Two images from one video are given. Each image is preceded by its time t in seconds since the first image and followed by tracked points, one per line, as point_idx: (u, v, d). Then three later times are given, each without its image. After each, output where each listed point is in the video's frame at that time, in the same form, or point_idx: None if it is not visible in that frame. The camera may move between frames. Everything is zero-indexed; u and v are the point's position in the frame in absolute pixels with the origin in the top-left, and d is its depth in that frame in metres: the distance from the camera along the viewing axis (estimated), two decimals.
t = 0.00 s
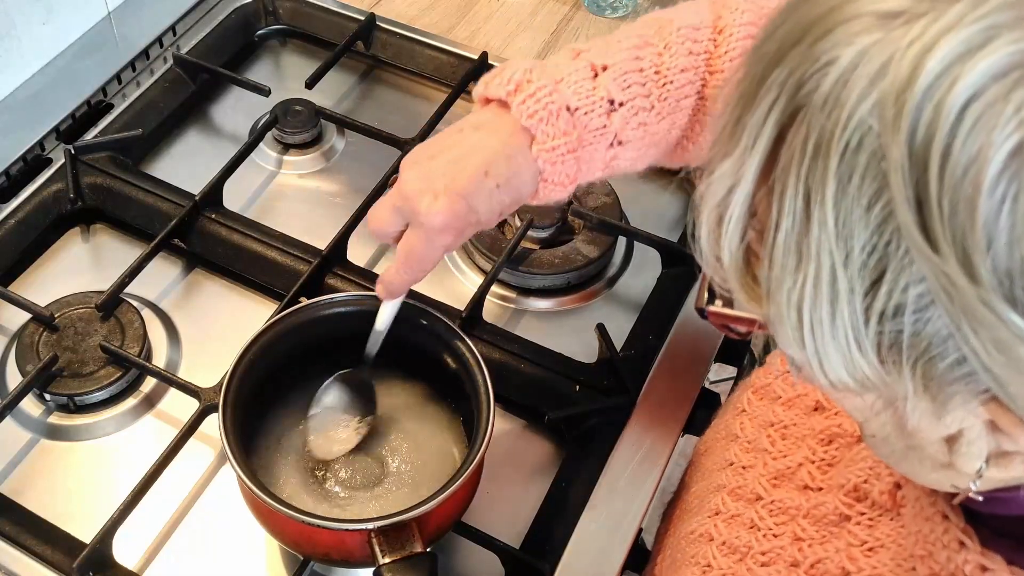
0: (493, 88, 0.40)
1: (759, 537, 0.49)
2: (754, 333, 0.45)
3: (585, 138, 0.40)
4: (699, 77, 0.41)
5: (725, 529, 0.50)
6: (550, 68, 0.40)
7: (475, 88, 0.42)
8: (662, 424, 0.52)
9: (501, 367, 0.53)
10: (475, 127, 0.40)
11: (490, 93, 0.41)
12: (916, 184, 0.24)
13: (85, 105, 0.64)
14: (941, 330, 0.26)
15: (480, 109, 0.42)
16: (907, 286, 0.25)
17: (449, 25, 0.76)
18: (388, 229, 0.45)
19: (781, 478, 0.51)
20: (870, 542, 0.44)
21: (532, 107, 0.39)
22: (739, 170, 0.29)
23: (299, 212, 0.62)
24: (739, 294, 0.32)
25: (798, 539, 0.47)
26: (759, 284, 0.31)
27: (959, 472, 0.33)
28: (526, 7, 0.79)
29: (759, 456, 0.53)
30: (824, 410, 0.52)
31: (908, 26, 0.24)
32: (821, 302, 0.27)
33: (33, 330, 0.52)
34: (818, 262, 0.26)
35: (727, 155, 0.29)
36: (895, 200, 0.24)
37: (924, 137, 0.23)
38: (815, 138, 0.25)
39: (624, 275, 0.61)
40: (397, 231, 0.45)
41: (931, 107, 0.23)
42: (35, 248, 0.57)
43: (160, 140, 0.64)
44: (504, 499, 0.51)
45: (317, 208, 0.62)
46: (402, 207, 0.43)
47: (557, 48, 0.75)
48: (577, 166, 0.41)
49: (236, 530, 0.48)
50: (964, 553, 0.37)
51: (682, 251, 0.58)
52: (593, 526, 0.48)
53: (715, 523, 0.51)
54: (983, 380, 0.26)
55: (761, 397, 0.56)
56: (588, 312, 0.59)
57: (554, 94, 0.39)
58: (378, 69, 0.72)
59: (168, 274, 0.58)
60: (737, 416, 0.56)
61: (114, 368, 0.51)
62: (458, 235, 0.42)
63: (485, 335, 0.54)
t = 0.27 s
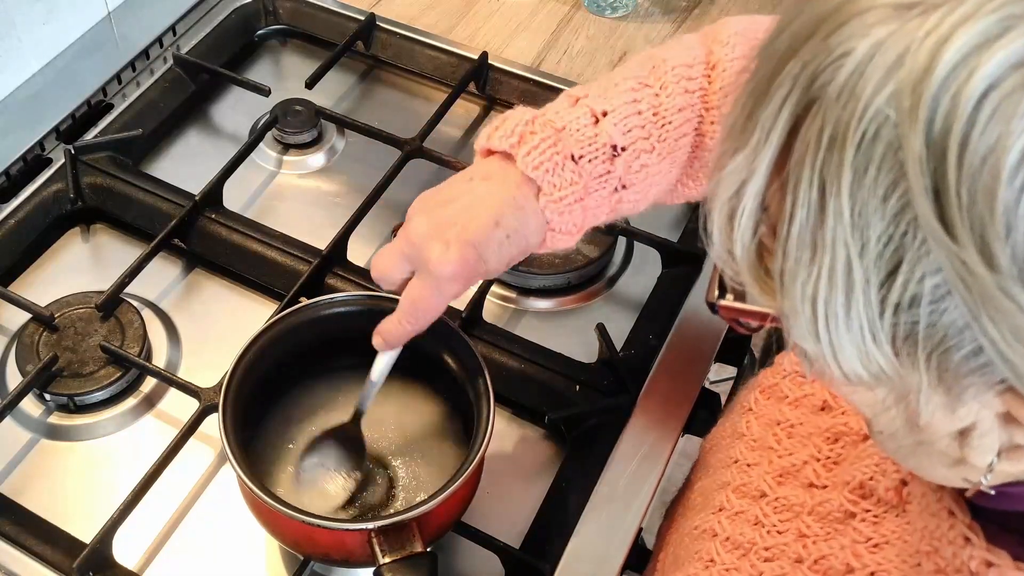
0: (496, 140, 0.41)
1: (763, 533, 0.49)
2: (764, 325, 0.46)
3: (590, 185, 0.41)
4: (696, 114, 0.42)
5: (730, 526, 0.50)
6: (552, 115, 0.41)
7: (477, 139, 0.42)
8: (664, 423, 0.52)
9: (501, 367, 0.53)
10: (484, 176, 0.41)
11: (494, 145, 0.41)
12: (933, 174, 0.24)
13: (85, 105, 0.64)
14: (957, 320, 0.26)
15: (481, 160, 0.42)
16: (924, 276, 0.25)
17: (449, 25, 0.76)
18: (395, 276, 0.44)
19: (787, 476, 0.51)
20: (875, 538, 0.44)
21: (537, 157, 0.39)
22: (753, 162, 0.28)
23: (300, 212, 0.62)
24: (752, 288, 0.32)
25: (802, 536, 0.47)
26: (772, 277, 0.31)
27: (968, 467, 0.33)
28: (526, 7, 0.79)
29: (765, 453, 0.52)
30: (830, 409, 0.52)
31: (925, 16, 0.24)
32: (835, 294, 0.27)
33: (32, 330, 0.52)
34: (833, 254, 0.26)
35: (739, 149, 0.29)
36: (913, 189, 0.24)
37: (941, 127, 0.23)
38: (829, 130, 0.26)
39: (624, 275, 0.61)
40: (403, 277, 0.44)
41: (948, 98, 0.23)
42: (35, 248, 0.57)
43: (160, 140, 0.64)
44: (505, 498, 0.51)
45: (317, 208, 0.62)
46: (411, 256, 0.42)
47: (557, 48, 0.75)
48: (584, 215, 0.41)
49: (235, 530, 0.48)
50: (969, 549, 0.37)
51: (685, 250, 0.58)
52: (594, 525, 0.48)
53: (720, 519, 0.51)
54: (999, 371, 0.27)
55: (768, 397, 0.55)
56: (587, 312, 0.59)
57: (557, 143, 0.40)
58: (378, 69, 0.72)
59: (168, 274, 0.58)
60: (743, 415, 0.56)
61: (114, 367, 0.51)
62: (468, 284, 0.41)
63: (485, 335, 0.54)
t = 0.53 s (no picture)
0: (538, 121, 0.41)
1: (764, 533, 0.48)
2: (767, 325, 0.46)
3: (641, 163, 0.41)
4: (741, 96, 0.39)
5: (731, 526, 0.50)
6: (594, 94, 0.41)
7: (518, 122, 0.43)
8: (664, 421, 0.52)
9: (501, 367, 0.53)
10: (521, 164, 0.39)
11: (536, 127, 0.41)
12: (935, 172, 0.24)
13: (85, 105, 0.64)
14: (959, 319, 0.26)
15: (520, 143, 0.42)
16: (927, 274, 0.25)
17: (449, 25, 0.76)
18: (431, 276, 0.41)
19: (787, 475, 0.51)
20: (876, 538, 0.44)
21: (587, 133, 0.40)
22: (754, 162, 0.28)
23: (300, 212, 0.62)
24: (755, 288, 0.32)
25: (803, 535, 0.47)
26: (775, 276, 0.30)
27: (969, 468, 0.33)
28: (526, 7, 0.79)
29: (765, 453, 0.52)
30: (830, 408, 0.52)
31: (925, 16, 0.24)
32: (837, 294, 0.27)
33: (32, 330, 0.52)
34: (835, 253, 0.26)
35: (741, 147, 0.29)
36: (915, 187, 0.24)
37: (943, 125, 0.23)
38: (831, 128, 0.26)
39: (624, 275, 0.61)
40: (440, 279, 0.41)
41: (949, 96, 0.23)
42: (34, 248, 0.57)
43: (160, 140, 0.64)
44: (505, 498, 0.51)
45: (317, 208, 0.62)
46: (450, 258, 0.39)
47: (557, 48, 0.75)
48: (633, 194, 0.41)
49: (235, 530, 0.48)
50: (971, 548, 0.37)
51: (683, 251, 0.58)
52: (594, 525, 0.48)
53: (720, 520, 0.50)
54: (1002, 369, 0.27)
55: (767, 396, 0.55)
56: (587, 312, 0.59)
57: (606, 118, 0.40)
58: (378, 69, 0.72)
59: (168, 274, 0.58)
60: (742, 415, 0.56)
61: (114, 367, 0.51)
62: (507, 280, 0.40)
63: (485, 335, 0.54)
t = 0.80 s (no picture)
0: (563, 86, 0.41)
1: (763, 537, 0.49)
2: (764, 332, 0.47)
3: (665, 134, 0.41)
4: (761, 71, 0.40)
5: (730, 530, 0.50)
6: (622, 63, 0.41)
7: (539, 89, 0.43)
8: (663, 423, 0.52)
9: (501, 367, 0.53)
10: (543, 130, 0.40)
11: (559, 93, 0.41)
12: (935, 180, 0.24)
13: (85, 105, 0.64)
14: (959, 327, 0.26)
15: (543, 109, 0.42)
16: (925, 283, 0.25)
17: (449, 25, 0.76)
18: (454, 243, 0.42)
19: (785, 478, 0.51)
20: (876, 542, 0.44)
21: (613, 100, 0.40)
22: (751, 169, 0.29)
23: (300, 212, 0.62)
24: (752, 294, 0.32)
25: (802, 539, 0.47)
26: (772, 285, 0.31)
27: (968, 471, 0.33)
28: (526, 7, 0.79)
29: (763, 455, 0.52)
30: (828, 409, 0.52)
31: (926, 21, 0.24)
32: (836, 301, 0.27)
33: (33, 330, 0.52)
34: (833, 261, 0.26)
35: (738, 152, 0.29)
36: (914, 196, 0.24)
37: (943, 133, 0.24)
38: (830, 135, 0.26)
39: (624, 275, 0.61)
40: (461, 245, 0.42)
41: (950, 104, 0.23)
42: (34, 248, 0.57)
43: (160, 140, 0.64)
44: (505, 498, 0.51)
45: (317, 208, 0.62)
46: (467, 223, 0.41)
47: (557, 48, 0.75)
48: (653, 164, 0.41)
49: (235, 531, 0.48)
50: (970, 553, 0.37)
51: (684, 251, 0.58)
52: (593, 526, 0.48)
53: (720, 524, 0.51)
54: (1001, 377, 0.27)
55: (765, 398, 0.55)
56: (587, 312, 0.59)
57: (635, 88, 0.40)
58: (378, 69, 0.72)
59: (168, 274, 0.58)
60: (741, 417, 0.56)
61: (114, 368, 0.51)
62: (526, 251, 0.41)
63: (485, 335, 0.54)
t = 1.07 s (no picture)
0: (525, 113, 0.41)
1: (766, 535, 0.48)
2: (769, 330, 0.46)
3: (622, 163, 0.40)
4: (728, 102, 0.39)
5: (732, 527, 0.50)
6: (582, 93, 0.40)
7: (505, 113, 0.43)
8: (663, 423, 0.52)
9: (500, 367, 0.53)
10: (509, 151, 0.40)
11: (522, 120, 0.41)
12: (944, 177, 0.24)
13: (85, 105, 0.64)
14: (966, 326, 0.26)
15: (508, 133, 0.41)
16: (933, 281, 0.25)
17: (449, 25, 0.76)
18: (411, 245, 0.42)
19: (789, 477, 0.51)
20: (878, 542, 0.44)
21: (569, 131, 0.39)
22: (759, 166, 0.28)
23: (300, 212, 0.62)
24: (758, 293, 0.32)
25: (805, 538, 0.47)
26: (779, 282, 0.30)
27: (970, 471, 0.33)
28: (526, 7, 0.78)
29: (768, 455, 0.52)
30: (833, 410, 0.52)
31: (936, 18, 0.24)
32: (842, 300, 0.27)
33: (33, 330, 0.52)
34: (841, 258, 0.26)
35: (745, 150, 0.29)
36: (923, 193, 0.24)
37: (953, 130, 0.23)
38: (839, 132, 0.25)
39: (624, 275, 0.61)
40: (420, 247, 0.42)
41: (960, 100, 0.23)
42: (34, 248, 0.57)
43: (161, 140, 0.64)
44: (505, 498, 0.51)
45: (318, 208, 0.62)
46: (428, 229, 0.41)
47: (557, 48, 0.75)
48: (612, 193, 0.41)
49: (235, 530, 0.48)
50: (973, 554, 0.37)
51: (684, 251, 0.58)
52: (594, 525, 0.48)
53: (722, 522, 0.51)
54: (1008, 377, 0.27)
55: (769, 397, 0.55)
56: (588, 312, 0.59)
57: (591, 117, 0.40)
58: (378, 69, 0.72)
59: (168, 274, 0.58)
60: (745, 416, 0.56)
61: (114, 368, 0.51)
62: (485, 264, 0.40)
63: (486, 335, 0.54)
